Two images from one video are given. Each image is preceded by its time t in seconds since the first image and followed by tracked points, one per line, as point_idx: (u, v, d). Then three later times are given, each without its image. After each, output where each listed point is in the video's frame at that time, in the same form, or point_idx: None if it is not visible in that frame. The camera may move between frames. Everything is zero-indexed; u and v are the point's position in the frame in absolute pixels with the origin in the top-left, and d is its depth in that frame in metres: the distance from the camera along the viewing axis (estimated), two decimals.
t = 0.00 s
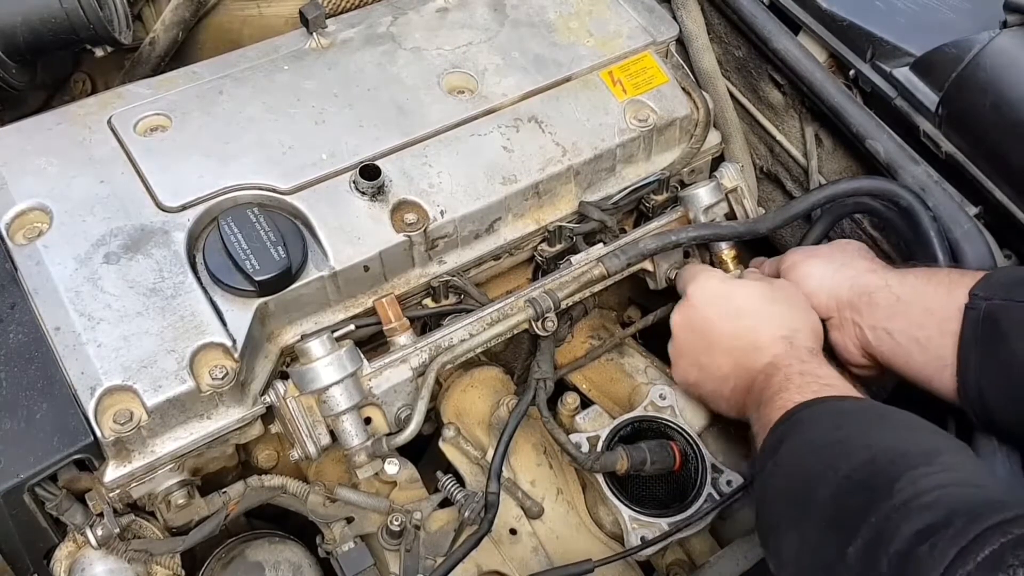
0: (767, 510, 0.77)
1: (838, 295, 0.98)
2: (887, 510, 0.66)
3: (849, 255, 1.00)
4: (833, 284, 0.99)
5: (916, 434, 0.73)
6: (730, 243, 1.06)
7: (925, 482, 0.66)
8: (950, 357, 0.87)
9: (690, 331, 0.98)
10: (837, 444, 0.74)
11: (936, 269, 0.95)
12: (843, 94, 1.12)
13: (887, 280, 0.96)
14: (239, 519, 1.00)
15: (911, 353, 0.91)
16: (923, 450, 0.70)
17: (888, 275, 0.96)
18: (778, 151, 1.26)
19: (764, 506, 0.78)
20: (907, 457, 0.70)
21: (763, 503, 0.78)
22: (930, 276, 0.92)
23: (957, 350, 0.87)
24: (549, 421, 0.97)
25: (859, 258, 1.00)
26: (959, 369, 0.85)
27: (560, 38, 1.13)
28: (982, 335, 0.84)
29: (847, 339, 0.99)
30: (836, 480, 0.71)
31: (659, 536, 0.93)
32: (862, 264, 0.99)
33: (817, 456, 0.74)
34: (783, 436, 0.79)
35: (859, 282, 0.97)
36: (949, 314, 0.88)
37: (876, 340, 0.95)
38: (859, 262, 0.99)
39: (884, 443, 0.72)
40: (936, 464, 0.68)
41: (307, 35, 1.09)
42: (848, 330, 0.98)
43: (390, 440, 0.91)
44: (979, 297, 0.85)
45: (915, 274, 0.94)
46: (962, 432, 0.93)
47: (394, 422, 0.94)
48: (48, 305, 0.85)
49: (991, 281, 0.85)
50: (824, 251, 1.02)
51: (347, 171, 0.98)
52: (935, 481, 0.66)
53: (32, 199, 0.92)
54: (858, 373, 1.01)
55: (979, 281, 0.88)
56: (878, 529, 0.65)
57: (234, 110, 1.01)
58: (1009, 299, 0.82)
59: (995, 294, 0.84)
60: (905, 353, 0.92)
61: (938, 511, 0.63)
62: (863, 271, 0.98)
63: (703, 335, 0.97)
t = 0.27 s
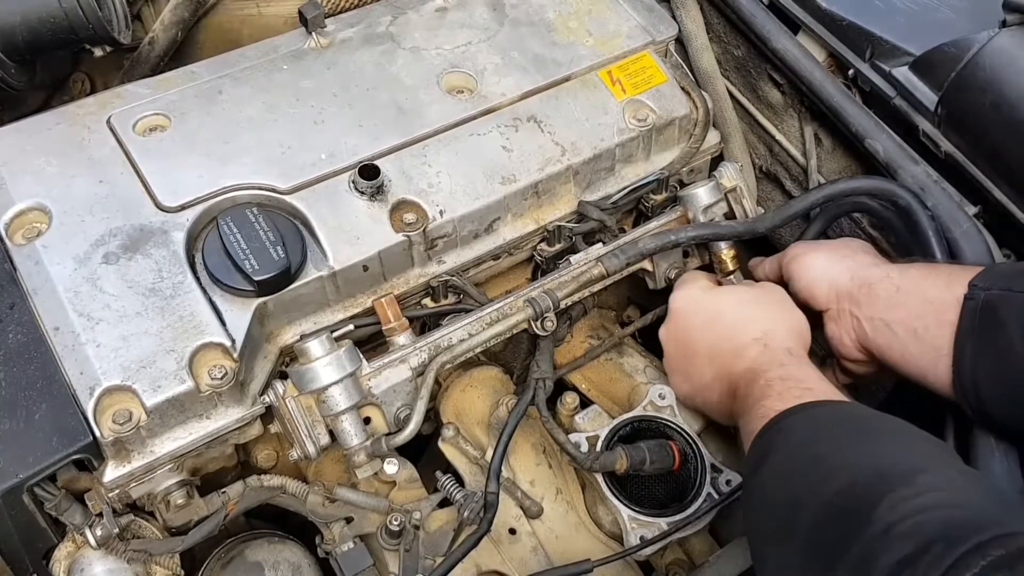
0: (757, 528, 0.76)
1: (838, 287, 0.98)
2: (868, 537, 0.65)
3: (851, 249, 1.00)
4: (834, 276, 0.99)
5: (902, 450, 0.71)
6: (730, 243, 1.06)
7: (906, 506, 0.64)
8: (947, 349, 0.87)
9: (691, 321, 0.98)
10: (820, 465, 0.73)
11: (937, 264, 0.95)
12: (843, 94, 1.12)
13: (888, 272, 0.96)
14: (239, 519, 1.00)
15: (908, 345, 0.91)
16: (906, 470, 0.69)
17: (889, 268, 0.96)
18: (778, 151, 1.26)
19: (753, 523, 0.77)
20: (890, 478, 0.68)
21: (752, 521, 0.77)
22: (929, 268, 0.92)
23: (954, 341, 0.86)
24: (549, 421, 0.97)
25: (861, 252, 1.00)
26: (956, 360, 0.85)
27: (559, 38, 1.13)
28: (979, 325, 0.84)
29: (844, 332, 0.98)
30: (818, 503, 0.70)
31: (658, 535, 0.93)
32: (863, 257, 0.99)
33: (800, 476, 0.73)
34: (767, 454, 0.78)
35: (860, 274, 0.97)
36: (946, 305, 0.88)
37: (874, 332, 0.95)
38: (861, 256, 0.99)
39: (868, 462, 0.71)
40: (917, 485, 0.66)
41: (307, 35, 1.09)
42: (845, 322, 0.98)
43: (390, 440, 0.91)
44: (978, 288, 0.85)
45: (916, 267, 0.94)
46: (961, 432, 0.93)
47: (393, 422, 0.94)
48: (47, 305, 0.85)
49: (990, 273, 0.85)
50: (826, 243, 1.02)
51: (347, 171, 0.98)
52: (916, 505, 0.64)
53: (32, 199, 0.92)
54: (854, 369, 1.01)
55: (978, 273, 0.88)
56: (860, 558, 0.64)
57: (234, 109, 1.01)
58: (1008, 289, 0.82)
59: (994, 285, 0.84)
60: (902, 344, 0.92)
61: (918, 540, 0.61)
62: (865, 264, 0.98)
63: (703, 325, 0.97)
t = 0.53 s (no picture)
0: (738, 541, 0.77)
1: (839, 287, 0.98)
2: (848, 554, 0.65)
3: (852, 248, 1.00)
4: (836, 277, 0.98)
5: (874, 456, 0.72)
6: (729, 243, 1.06)
7: (884, 517, 0.65)
8: (950, 350, 0.87)
9: (691, 323, 0.97)
10: (798, 475, 0.73)
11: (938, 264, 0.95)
12: (843, 93, 1.12)
13: (890, 273, 0.95)
14: (239, 519, 1.00)
15: (910, 345, 0.91)
16: (881, 475, 0.69)
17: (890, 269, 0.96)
18: (778, 150, 1.26)
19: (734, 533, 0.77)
20: (868, 487, 0.69)
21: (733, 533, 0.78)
22: (932, 270, 0.93)
23: (957, 343, 0.87)
24: (549, 421, 0.97)
25: (862, 252, 0.99)
26: (958, 362, 0.85)
27: (559, 37, 1.13)
28: (982, 327, 0.84)
29: (845, 332, 0.98)
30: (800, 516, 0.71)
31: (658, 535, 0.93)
32: (864, 257, 0.99)
33: (778, 488, 0.74)
34: (743, 465, 0.78)
35: (861, 274, 0.97)
36: (949, 307, 0.88)
37: (875, 332, 0.95)
38: (862, 255, 0.99)
39: (843, 471, 0.71)
40: (893, 492, 0.67)
41: (307, 35, 1.09)
42: (846, 323, 0.98)
43: (390, 440, 0.91)
44: (982, 290, 0.86)
45: (918, 268, 0.94)
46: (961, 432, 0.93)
47: (393, 422, 0.94)
48: (47, 305, 0.85)
49: (994, 275, 0.86)
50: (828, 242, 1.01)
51: (347, 170, 0.98)
52: (893, 514, 0.65)
53: (31, 199, 0.92)
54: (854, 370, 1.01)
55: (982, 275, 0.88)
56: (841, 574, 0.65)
57: (233, 109, 1.01)
58: (1012, 291, 0.83)
59: (998, 287, 0.84)
60: (904, 346, 0.92)
61: (900, 552, 0.62)
62: (866, 263, 0.98)
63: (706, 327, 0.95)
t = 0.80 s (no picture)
0: (765, 505, 0.77)
1: (839, 290, 0.98)
2: (876, 512, 0.66)
3: (852, 250, 1.00)
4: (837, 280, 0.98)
5: (919, 431, 0.73)
6: (730, 243, 1.06)
7: (919, 479, 0.66)
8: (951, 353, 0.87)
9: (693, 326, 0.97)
10: (834, 439, 0.74)
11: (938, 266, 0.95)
12: (843, 93, 1.12)
13: (889, 276, 0.95)
14: (239, 519, 1.00)
15: (911, 349, 0.91)
16: (925, 446, 0.70)
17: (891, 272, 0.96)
18: (778, 150, 1.26)
19: (760, 496, 0.78)
20: (904, 454, 0.70)
21: (760, 498, 0.78)
22: (931, 272, 0.92)
23: (957, 346, 0.87)
24: (549, 421, 0.97)
25: (862, 254, 0.99)
26: (959, 366, 0.85)
27: (559, 37, 1.13)
28: (983, 331, 0.84)
29: (845, 335, 0.98)
30: (830, 476, 0.71)
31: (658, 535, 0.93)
32: (865, 259, 0.99)
33: (812, 451, 0.74)
34: (781, 431, 0.79)
35: (861, 277, 0.97)
36: (949, 310, 0.88)
37: (876, 336, 0.95)
38: (861, 258, 0.99)
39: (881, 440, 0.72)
40: (932, 461, 0.68)
41: (307, 35, 1.09)
42: (847, 326, 0.98)
43: (390, 440, 0.91)
44: (982, 295, 0.85)
45: (917, 270, 0.94)
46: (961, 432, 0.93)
47: (393, 422, 0.94)
48: (47, 305, 0.85)
49: (993, 279, 0.85)
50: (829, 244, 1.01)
51: (347, 170, 0.98)
52: (931, 478, 0.66)
53: (31, 199, 0.92)
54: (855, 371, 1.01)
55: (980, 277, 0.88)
56: (868, 528, 0.65)
57: (233, 109, 1.01)
58: (1012, 296, 0.82)
59: (998, 292, 0.84)
60: (905, 348, 0.92)
61: (929, 511, 0.63)
62: (866, 266, 0.98)
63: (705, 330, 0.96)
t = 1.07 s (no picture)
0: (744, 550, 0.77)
1: (843, 285, 0.98)
2: (846, 558, 0.66)
3: (859, 247, 1.00)
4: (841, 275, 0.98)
5: (880, 459, 0.73)
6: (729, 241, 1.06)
7: (881, 519, 0.66)
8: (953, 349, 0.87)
9: (694, 322, 0.97)
10: (803, 478, 0.74)
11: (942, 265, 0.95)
12: (843, 92, 1.12)
13: (894, 273, 0.95)
14: (239, 518, 0.99)
15: (914, 344, 0.91)
16: (884, 480, 0.70)
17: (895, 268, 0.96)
18: (778, 149, 1.26)
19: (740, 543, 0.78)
20: (869, 492, 0.69)
21: (739, 540, 0.78)
22: (937, 269, 0.92)
23: (960, 342, 0.87)
24: (549, 420, 0.97)
25: (867, 251, 0.99)
26: (960, 360, 0.86)
27: (559, 36, 1.13)
28: (987, 326, 0.84)
29: (846, 331, 0.98)
30: (802, 521, 0.71)
31: (659, 534, 0.93)
32: (869, 256, 0.99)
33: (783, 492, 0.74)
34: (748, 472, 0.79)
35: (866, 273, 0.97)
36: (953, 306, 0.88)
37: (878, 332, 0.94)
38: (867, 255, 0.99)
39: (849, 474, 0.72)
40: (895, 493, 0.68)
41: (307, 33, 1.09)
42: (848, 321, 0.98)
43: (390, 439, 0.91)
44: (986, 290, 0.86)
45: (923, 268, 0.94)
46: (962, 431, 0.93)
47: (393, 421, 0.94)
48: (47, 304, 0.85)
49: (996, 275, 0.86)
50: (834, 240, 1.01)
51: (347, 169, 0.98)
52: (895, 514, 0.66)
53: (31, 198, 0.92)
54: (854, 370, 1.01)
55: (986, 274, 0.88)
56: None
57: (233, 108, 1.01)
58: (1016, 291, 0.83)
59: (1002, 286, 0.85)
60: (907, 344, 0.92)
61: (896, 554, 0.63)
62: (872, 263, 0.98)
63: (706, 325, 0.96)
